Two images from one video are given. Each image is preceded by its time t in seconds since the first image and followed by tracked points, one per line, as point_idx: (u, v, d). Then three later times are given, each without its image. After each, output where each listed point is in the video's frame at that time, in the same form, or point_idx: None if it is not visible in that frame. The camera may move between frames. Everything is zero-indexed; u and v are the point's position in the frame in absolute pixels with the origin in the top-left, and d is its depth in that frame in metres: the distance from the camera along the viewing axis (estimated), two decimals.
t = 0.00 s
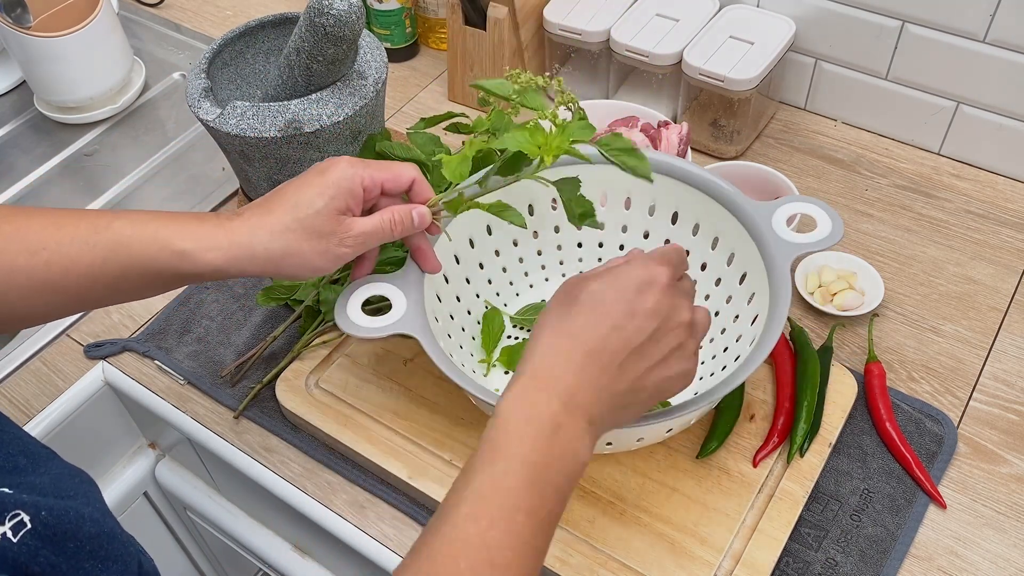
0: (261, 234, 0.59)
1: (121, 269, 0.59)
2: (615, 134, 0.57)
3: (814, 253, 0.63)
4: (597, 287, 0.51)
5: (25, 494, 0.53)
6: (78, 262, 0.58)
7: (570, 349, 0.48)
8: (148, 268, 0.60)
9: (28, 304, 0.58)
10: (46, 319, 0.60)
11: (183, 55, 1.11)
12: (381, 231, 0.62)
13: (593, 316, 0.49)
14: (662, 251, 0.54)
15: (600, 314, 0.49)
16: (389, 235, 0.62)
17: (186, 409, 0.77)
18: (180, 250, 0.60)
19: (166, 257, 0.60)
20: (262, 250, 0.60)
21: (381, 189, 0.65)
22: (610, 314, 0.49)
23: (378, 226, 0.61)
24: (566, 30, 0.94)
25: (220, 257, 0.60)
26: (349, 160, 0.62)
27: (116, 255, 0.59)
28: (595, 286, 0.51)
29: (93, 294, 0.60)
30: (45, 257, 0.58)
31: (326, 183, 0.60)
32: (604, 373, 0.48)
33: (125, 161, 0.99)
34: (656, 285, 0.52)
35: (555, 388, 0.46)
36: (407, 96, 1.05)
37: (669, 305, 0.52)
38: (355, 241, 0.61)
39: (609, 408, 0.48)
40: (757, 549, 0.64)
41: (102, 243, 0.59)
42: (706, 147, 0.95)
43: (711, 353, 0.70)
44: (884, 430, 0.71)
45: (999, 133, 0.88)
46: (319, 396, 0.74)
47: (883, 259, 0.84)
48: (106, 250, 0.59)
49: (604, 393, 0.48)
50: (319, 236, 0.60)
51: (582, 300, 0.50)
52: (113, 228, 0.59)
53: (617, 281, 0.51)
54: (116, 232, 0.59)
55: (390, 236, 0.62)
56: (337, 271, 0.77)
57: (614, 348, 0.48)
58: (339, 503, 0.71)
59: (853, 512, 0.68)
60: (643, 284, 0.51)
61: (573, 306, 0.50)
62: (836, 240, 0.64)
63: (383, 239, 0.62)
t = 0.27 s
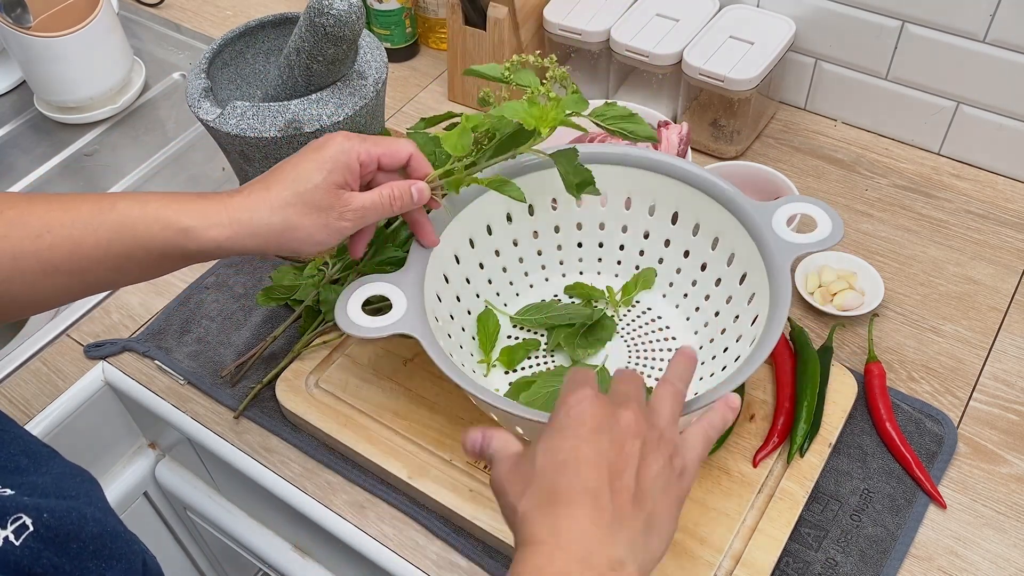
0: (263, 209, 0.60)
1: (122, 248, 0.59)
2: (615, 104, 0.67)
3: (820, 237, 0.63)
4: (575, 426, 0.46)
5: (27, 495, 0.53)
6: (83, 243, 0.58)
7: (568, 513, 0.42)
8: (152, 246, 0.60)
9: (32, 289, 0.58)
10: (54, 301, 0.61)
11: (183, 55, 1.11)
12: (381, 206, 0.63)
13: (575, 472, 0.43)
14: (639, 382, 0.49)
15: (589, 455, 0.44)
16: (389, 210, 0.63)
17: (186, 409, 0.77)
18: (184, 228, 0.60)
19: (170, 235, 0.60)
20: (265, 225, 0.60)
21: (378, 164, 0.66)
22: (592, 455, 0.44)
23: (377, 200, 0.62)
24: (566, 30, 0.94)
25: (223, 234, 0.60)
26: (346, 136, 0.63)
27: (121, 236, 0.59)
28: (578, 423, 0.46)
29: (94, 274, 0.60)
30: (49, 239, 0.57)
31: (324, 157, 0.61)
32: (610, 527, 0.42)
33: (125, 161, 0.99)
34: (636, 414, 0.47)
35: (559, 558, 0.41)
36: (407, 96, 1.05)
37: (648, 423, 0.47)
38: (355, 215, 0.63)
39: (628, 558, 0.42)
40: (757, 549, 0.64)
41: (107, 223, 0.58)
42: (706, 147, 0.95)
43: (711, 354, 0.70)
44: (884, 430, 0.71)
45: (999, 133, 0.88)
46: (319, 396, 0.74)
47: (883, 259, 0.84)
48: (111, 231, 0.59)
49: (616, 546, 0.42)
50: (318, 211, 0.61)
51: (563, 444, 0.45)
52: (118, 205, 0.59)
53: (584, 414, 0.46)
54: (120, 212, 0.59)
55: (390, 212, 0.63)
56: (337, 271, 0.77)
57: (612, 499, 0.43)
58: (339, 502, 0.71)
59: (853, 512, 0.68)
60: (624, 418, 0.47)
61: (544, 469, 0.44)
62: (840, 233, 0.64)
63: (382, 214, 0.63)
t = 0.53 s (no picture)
0: (252, 190, 0.60)
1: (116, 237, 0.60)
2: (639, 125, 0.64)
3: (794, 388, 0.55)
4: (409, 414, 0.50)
5: (30, 510, 0.53)
6: (73, 232, 0.58)
7: (397, 497, 0.47)
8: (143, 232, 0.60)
9: (26, 278, 0.59)
10: (50, 287, 0.61)
11: (183, 55, 1.11)
12: (375, 184, 0.60)
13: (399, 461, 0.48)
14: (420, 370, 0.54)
15: (407, 445, 0.49)
16: (384, 189, 0.60)
17: (186, 409, 0.77)
18: (176, 214, 0.60)
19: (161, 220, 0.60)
20: (256, 207, 0.60)
21: (370, 147, 0.65)
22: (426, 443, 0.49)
23: (372, 179, 0.59)
24: (566, 30, 0.94)
25: (215, 218, 0.60)
26: (337, 112, 0.62)
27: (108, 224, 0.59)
28: (401, 409, 0.51)
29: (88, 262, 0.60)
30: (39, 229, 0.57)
31: (310, 132, 0.60)
32: (433, 511, 0.47)
33: (126, 161, 0.99)
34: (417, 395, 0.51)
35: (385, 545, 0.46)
36: (407, 96, 1.05)
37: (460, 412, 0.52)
38: (345, 195, 0.60)
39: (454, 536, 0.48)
40: (757, 549, 0.64)
41: (94, 211, 0.59)
42: (706, 147, 0.95)
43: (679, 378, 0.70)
44: (884, 430, 0.71)
45: (999, 133, 0.88)
46: (319, 396, 0.74)
47: (883, 259, 0.84)
48: (100, 219, 0.59)
49: (441, 530, 0.47)
50: (309, 188, 0.60)
51: (386, 436, 0.50)
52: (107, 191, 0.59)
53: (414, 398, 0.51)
54: (110, 200, 0.59)
55: (386, 193, 0.60)
56: (338, 271, 0.77)
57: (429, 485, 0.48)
58: (339, 503, 0.71)
59: (853, 512, 0.68)
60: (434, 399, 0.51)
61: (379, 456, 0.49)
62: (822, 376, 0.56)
63: (379, 195, 0.60)
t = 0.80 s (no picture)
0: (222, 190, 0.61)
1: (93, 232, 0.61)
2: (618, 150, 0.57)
3: (770, 430, 0.55)
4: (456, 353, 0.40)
5: (28, 507, 0.53)
6: (47, 229, 0.59)
7: (437, 443, 0.40)
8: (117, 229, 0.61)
9: (12, 276, 0.60)
10: (34, 280, 0.61)
11: (183, 55, 1.11)
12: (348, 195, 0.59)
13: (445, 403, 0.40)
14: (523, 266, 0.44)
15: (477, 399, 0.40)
16: (357, 200, 0.59)
17: (186, 409, 0.77)
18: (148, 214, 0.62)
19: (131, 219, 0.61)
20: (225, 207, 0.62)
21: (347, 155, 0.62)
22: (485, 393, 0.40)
23: (345, 189, 0.59)
24: (566, 30, 0.94)
25: (186, 216, 0.62)
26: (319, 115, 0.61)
27: (79, 224, 0.60)
28: (482, 356, 0.40)
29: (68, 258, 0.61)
30: (21, 225, 0.59)
31: (285, 136, 0.60)
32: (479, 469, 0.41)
33: (126, 161, 0.99)
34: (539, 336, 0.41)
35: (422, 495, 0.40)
36: (407, 96, 1.04)
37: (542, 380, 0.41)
38: (314, 203, 0.60)
39: (501, 497, 0.42)
40: (757, 549, 0.64)
41: (64, 210, 0.60)
42: (706, 147, 0.95)
43: (670, 384, 0.70)
44: (884, 430, 0.71)
45: (999, 133, 0.88)
46: (319, 396, 0.74)
47: (883, 259, 0.84)
48: (72, 218, 0.60)
49: (487, 490, 0.41)
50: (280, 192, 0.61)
51: (444, 381, 0.40)
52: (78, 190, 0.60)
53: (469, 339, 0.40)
54: (80, 199, 0.60)
55: (360, 203, 0.59)
56: (337, 271, 0.77)
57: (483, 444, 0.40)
58: (339, 503, 0.71)
59: (853, 512, 0.68)
60: (523, 348, 0.40)
61: (422, 391, 0.41)
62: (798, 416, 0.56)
63: (354, 205, 0.60)
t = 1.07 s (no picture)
0: (225, 211, 0.57)
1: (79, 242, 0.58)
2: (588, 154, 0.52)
3: (770, 430, 0.55)
4: (366, 233, 0.43)
5: (23, 511, 0.52)
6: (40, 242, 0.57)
7: (383, 327, 0.42)
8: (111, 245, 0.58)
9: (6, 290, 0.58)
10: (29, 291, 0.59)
11: (183, 55, 1.11)
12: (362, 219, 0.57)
13: (380, 282, 0.42)
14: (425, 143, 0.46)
15: (399, 266, 0.42)
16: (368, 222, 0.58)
17: (186, 409, 0.77)
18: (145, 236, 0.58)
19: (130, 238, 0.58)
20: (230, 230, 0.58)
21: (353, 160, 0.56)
22: (405, 259, 0.42)
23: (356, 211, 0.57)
24: (566, 30, 0.94)
25: (183, 234, 0.58)
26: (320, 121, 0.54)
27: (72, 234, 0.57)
28: (391, 221, 0.42)
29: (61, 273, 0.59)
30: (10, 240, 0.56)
31: (290, 153, 0.54)
32: (429, 343, 0.42)
33: (126, 161, 0.99)
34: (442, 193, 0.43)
35: (382, 380, 0.41)
36: (407, 96, 1.04)
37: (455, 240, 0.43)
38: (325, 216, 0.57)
39: (460, 370, 0.43)
40: (757, 549, 0.64)
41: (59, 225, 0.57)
42: (706, 147, 0.95)
43: (670, 384, 0.70)
44: (884, 430, 0.71)
45: (998, 133, 0.88)
46: (319, 396, 0.74)
47: (883, 259, 0.84)
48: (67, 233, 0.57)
49: (443, 364, 0.42)
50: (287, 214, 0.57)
51: (371, 256, 0.42)
52: (78, 203, 0.57)
53: (396, 213, 0.42)
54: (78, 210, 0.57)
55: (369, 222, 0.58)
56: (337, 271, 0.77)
57: (424, 316, 0.42)
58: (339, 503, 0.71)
59: (853, 512, 0.68)
60: (427, 205, 0.43)
61: (353, 282, 0.43)
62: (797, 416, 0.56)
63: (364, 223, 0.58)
